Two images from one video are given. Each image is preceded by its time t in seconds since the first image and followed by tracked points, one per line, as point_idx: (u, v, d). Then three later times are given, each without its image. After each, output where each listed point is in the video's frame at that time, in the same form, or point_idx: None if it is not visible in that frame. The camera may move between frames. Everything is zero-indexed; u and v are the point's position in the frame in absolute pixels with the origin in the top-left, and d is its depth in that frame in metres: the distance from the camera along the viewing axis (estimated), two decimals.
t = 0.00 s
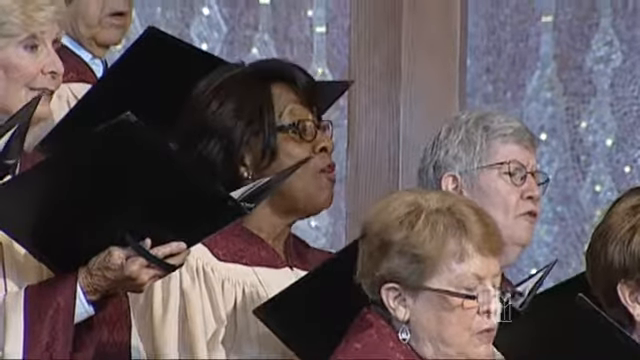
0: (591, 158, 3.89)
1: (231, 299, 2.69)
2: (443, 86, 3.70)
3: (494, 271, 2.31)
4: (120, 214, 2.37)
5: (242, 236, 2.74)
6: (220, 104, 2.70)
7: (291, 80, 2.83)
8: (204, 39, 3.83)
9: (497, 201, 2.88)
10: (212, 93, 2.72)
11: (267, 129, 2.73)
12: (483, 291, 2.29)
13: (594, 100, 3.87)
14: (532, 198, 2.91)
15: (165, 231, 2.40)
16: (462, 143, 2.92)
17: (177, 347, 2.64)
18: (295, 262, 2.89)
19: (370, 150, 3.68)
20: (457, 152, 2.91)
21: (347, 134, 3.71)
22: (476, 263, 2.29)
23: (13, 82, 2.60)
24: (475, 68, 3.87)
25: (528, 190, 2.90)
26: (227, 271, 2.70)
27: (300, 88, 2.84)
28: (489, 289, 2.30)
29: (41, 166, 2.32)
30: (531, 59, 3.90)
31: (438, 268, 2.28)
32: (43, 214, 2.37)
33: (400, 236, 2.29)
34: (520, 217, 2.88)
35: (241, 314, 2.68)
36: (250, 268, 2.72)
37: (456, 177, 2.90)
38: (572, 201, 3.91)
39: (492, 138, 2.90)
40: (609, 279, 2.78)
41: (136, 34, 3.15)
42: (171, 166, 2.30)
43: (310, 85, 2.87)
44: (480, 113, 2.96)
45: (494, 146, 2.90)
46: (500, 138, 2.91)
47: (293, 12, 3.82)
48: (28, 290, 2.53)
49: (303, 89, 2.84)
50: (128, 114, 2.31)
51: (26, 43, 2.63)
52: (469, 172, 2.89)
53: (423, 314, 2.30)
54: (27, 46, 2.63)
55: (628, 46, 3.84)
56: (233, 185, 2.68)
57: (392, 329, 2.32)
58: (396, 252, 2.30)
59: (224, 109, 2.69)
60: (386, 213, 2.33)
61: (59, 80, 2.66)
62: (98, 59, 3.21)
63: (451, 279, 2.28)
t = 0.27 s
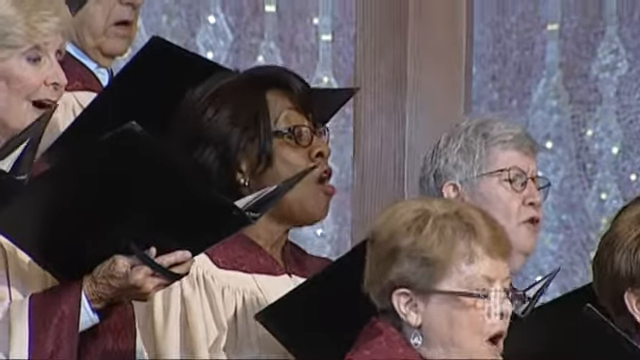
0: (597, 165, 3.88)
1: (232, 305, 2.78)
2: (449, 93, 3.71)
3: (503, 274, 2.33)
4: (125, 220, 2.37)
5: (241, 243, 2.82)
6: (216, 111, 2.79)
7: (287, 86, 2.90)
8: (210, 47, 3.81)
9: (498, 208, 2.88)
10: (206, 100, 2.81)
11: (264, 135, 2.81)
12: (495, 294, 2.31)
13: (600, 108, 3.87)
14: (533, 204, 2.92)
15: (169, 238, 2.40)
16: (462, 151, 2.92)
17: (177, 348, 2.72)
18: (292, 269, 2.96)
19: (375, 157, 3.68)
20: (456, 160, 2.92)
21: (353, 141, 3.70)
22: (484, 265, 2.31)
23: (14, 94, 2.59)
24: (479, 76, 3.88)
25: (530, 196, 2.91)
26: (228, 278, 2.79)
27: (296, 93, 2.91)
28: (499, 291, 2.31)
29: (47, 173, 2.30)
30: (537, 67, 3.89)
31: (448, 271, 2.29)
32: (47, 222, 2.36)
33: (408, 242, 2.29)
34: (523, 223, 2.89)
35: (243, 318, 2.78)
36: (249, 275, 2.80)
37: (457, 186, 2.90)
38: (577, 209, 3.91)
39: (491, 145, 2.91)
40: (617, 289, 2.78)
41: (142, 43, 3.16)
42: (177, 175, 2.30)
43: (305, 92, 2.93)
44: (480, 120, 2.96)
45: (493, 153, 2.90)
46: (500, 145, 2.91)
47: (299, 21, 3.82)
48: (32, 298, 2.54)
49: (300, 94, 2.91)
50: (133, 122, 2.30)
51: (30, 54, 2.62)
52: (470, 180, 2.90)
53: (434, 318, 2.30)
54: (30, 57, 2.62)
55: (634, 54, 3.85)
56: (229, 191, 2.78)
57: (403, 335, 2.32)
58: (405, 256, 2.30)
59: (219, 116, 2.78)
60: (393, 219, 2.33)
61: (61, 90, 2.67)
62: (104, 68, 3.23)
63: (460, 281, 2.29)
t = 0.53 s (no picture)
0: (607, 172, 3.88)
1: (235, 312, 2.85)
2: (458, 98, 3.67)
3: (518, 281, 2.32)
4: (134, 230, 2.38)
5: (246, 251, 2.86)
6: (217, 115, 2.79)
7: (288, 90, 2.95)
8: (219, 54, 3.84)
9: (504, 215, 2.88)
10: (205, 105, 2.80)
11: (266, 139, 2.83)
12: (511, 300, 2.30)
13: (609, 115, 3.87)
14: (541, 211, 2.92)
15: (177, 246, 2.41)
16: (468, 159, 2.92)
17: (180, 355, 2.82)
18: (296, 273, 2.99)
19: (385, 164, 3.68)
20: (463, 168, 2.92)
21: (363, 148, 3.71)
22: (501, 270, 2.30)
23: (23, 102, 2.59)
24: (490, 83, 3.88)
25: (537, 202, 2.91)
26: (232, 284, 2.85)
27: (296, 98, 2.94)
28: (515, 298, 2.30)
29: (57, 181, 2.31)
30: (546, 75, 3.90)
31: (463, 278, 2.29)
32: (56, 232, 2.36)
33: (424, 247, 2.30)
34: (531, 233, 2.89)
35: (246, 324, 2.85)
36: (253, 281, 2.86)
37: (464, 193, 2.90)
38: (586, 215, 3.90)
39: (498, 152, 2.91)
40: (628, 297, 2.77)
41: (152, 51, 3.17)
42: (186, 184, 2.30)
43: (306, 95, 2.97)
44: (486, 127, 2.96)
45: (500, 160, 2.90)
46: (506, 152, 2.91)
47: (309, 28, 3.84)
48: (41, 305, 2.54)
49: (301, 97, 2.96)
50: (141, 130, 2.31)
51: (38, 63, 2.62)
52: (477, 188, 2.90)
53: (451, 323, 2.29)
54: (39, 66, 2.62)
55: None
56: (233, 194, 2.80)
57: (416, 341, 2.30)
58: (421, 262, 2.30)
59: (221, 121, 2.79)
60: (407, 228, 2.33)
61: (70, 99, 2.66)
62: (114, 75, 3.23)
63: (476, 286, 2.28)
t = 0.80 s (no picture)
0: (616, 179, 3.88)
1: (237, 320, 2.81)
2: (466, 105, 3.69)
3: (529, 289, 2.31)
4: (141, 237, 2.38)
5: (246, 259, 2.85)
6: (216, 123, 2.78)
7: (287, 96, 2.91)
8: (228, 61, 3.84)
9: (513, 221, 2.88)
10: (205, 113, 2.78)
11: (264, 145, 2.82)
12: (521, 306, 2.29)
13: (619, 122, 3.87)
14: (550, 216, 2.92)
15: (184, 253, 2.41)
16: (476, 165, 2.92)
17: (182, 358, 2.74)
18: (298, 279, 2.96)
19: (394, 170, 3.68)
20: (471, 175, 2.91)
21: (372, 154, 3.71)
22: (513, 278, 2.28)
23: (32, 109, 2.58)
24: (499, 90, 3.88)
25: (546, 208, 2.91)
26: (233, 291, 2.83)
27: (295, 103, 2.92)
28: (526, 304, 2.29)
29: (66, 186, 2.32)
30: (555, 81, 3.90)
31: (475, 284, 2.28)
32: (64, 237, 2.37)
33: (436, 253, 2.30)
34: (539, 239, 2.89)
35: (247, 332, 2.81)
36: (253, 288, 2.84)
37: (472, 200, 2.90)
38: (595, 222, 3.90)
39: (506, 159, 2.91)
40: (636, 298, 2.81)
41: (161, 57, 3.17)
42: (194, 189, 2.31)
43: (305, 101, 2.95)
44: (494, 133, 2.96)
45: (508, 167, 2.90)
46: (514, 158, 2.92)
47: (317, 34, 3.84)
48: (50, 312, 2.54)
49: (299, 103, 2.93)
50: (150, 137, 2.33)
51: (47, 70, 2.62)
52: (486, 194, 2.89)
53: (461, 329, 2.28)
54: (48, 73, 2.61)
55: None
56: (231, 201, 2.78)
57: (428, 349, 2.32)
58: (433, 269, 2.30)
59: (220, 128, 2.78)
60: (419, 234, 2.33)
61: (79, 105, 2.65)
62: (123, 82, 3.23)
63: (486, 294, 2.27)
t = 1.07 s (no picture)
0: (630, 186, 3.87)
1: (245, 326, 2.83)
2: (478, 111, 3.67)
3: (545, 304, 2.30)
4: (152, 246, 2.37)
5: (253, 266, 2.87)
6: (217, 131, 2.78)
7: (289, 101, 2.90)
8: (242, 68, 3.84)
9: (527, 229, 2.88)
10: (206, 121, 2.78)
11: (267, 150, 2.82)
12: (535, 323, 2.28)
13: (632, 129, 3.86)
14: (564, 224, 2.91)
15: (196, 261, 2.41)
16: (491, 173, 2.92)
17: None
18: (305, 286, 2.98)
19: (407, 178, 3.69)
20: (485, 182, 2.92)
21: (386, 161, 3.72)
22: (529, 294, 2.27)
23: (44, 115, 2.58)
24: (512, 97, 3.89)
25: (560, 216, 2.89)
26: (240, 298, 2.83)
27: (298, 109, 2.90)
28: (540, 322, 2.28)
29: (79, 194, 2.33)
30: (569, 88, 3.89)
31: (491, 297, 2.26)
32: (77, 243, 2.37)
33: (454, 263, 2.28)
34: (552, 247, 2.88)
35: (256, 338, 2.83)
36: (261, 294, 2.85)
37: (486, 207, 2.90)
38: (609, 229, 3.89)
39: (520, 166, 2.91)
40: None
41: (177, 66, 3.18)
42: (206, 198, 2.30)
43: (307, 105, 2.93)
44: (509, 140, 2.96)
45: (522, 174, 2.90)
46: (528, 165, 2.91)
47: (331, 43, 3.83)
48: (62, 319, 2.54)
49: (301, 107, 2.91)
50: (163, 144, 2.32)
51: (58, 74, 2.61)
52: (499, 202, 2.89)
53: (473, 339, 2.28)
54: (60, 77, 2.61)
55: None
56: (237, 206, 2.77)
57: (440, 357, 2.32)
58: (450, 278, 2.28)
59: (221, 134, 2.78)
60: (438, 241, 2.32)
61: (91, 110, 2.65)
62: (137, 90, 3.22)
63: (504, 308, 2.26)
